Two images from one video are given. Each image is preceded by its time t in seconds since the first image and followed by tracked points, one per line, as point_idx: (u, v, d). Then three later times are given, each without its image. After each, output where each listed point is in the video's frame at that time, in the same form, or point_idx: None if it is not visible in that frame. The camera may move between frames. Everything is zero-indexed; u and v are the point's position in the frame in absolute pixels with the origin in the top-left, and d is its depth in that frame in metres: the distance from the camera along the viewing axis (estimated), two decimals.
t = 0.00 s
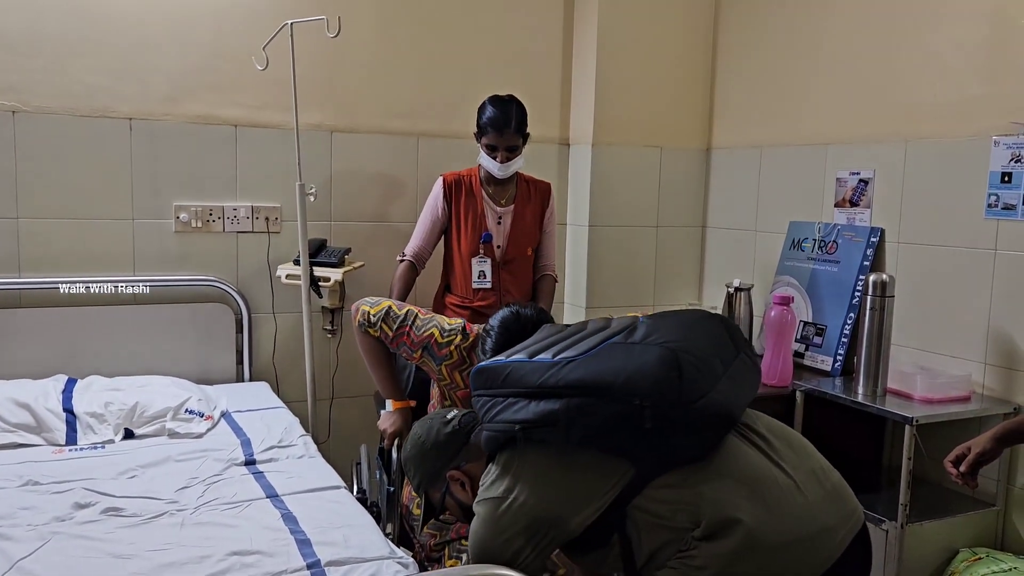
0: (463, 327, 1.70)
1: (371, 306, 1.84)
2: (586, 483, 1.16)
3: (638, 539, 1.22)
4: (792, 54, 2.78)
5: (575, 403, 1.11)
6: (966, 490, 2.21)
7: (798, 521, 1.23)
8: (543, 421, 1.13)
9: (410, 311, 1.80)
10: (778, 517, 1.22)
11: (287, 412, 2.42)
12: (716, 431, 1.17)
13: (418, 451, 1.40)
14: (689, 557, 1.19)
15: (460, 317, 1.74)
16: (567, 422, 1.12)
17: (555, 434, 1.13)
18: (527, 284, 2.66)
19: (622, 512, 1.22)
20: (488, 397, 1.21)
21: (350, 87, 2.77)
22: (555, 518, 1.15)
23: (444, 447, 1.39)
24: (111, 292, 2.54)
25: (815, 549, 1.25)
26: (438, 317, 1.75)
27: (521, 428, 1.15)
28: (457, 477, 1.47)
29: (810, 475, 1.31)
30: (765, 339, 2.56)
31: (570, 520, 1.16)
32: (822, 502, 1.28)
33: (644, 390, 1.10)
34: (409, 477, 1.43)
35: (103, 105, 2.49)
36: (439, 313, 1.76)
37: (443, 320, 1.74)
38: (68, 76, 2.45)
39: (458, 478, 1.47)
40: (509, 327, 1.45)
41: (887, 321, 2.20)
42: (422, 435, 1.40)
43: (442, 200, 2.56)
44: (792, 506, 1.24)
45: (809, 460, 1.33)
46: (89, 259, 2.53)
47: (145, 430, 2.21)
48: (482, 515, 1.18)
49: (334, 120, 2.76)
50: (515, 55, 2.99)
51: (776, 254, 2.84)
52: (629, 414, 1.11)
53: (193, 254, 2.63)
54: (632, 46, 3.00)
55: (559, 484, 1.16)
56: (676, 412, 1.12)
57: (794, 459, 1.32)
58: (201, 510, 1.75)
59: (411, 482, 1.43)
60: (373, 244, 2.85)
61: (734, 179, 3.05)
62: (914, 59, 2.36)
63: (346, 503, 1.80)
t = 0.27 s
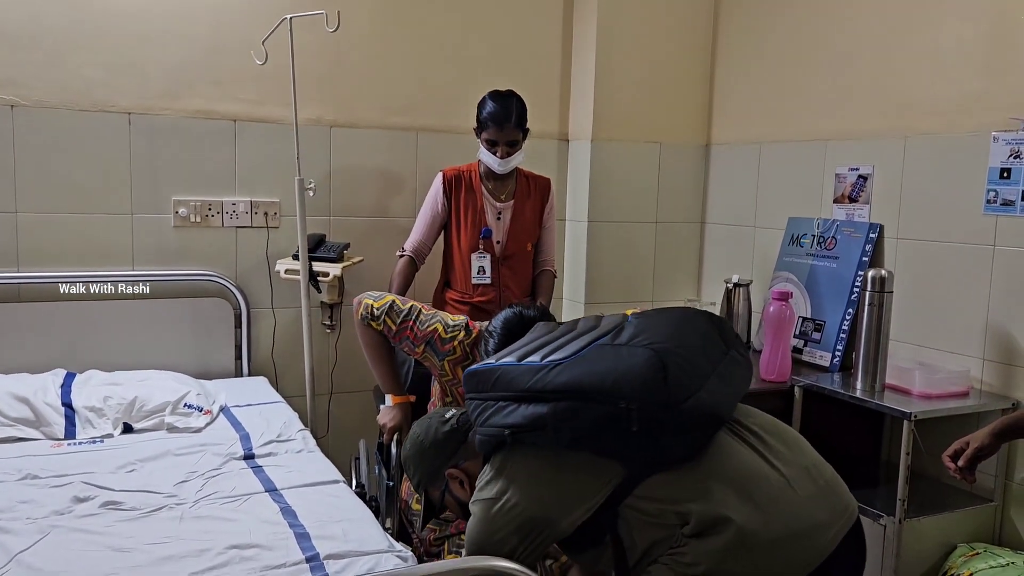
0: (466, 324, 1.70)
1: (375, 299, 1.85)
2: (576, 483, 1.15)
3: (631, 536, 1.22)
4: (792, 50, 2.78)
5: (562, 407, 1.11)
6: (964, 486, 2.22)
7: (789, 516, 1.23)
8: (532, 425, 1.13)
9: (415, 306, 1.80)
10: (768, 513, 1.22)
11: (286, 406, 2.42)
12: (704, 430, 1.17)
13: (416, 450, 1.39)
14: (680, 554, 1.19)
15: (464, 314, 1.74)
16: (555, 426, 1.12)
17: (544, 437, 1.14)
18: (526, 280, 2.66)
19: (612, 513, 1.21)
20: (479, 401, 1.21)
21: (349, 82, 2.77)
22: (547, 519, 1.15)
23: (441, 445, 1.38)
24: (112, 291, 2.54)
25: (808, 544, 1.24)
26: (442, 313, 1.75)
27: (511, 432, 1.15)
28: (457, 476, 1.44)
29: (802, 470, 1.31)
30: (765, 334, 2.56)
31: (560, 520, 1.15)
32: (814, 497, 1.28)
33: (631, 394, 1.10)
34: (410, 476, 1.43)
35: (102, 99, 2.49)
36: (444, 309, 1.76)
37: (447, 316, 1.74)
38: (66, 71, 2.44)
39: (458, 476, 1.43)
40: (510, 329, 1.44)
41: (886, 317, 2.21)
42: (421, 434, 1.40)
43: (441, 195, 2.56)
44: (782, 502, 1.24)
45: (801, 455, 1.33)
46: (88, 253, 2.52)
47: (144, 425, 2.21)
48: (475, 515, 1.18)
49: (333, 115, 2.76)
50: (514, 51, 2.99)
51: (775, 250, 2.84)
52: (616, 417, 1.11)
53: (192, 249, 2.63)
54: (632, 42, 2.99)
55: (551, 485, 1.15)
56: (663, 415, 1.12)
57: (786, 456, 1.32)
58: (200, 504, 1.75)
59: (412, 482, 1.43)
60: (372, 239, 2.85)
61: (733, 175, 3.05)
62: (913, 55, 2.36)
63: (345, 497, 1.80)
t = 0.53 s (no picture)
0: (465, 318, 1.72)
1: (373, 294, 1.84)
2: (574, 476, 1.15)
3: (628, 526, 1.24)
4: (791, 45, 2.78)
5: (557, 397, 1.10)
6: (962, 480, 2.22)
7: (784, 509, 1.23)
8: (527, 416, 1.12)
9: (413, 301, 1.80)
10: (762, 506, 1.22)
11: (285, 401, 2.42)
12: (698, 422, 1.18)
13: (415, 449, 1.39)
14: (674, 546, 1.20)
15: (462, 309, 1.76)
16: (551, 417, 1.11)
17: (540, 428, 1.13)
18: (525, 275, 2.66)
19: (611, 503, 1.23)
20: (475, 394, 1.20)
21: (348, 78, 2.77)
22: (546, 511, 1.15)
23: (440, 443, 1.38)
24: (112, 291, 2.55)
25: (801, 536, 1.25)
26: (441, 308, 1.76)
27: (507, 424, 1.15)
28: (455, 473, 1.39)
29: (797, 462, 1.31)
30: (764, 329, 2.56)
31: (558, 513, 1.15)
32: (810, 490, 1.28)
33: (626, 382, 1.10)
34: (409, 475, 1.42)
35: (100, 93, 2.49)
36: (442, 304, 1.77)
37: (446, 311, 1.75)
38: (64, 65, 2.44)
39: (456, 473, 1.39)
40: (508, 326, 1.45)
41: (885, 311, 2.21)
42: (420, 432, 1.39)
43: (440, 190, 2.56)
44: (778, 495, 1.24)
45: (798, 448, 1.33)
46: (86, 248, 2.52)
47: (143, 419, 2.21)
48: (473, 508, 1.18)
49: (332, 110, 2.76)
50: (513, 46, 2.99)
51: (774, 246, 2.84)
52: (611, 407, 1.10)
53: (191, 244, 2.63)
54: (630, 38, 3.00)
55: (548, 478, 1.15)
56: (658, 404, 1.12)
57: (783, 448, 1.32)
58: (200, 497, 1.75)
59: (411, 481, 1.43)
60: (371, 235, 2.85)
61: (732, 170, 3.05)
62: (912, 50, 2.36)
63: (344, 491, 1.80)
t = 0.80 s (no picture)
0: (462, 311, 1.71)
1: (368, 293, 1.84)
2: (578, 444, 1.17)
3: (629, 509, 1.23)
4: (789, 44, 2.78)
5: (564, 362, 1.12)
6: (960, 478, 2.22)
7: (784, 492, 1.24)
8: (531, 380, 1.13)
9: (409, 298, 1.80)
10: (763, 489, 1.22)
11: (284, 399, 2.41)
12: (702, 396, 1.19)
13: (411, 433, 1.43)
14: (675, 531, 1.21)
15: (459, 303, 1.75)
16: (556, 383, 1.12)
17: (543, 396, 1.13)
18: (523, 274, 2.66)
19: (612, 484, 1.22)
20: (478, 365, 1.21)
21: (347, 76, 2.77)
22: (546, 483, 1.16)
23: (435, 428, 1.41)
24: (112, 291, 2.56)
25: (801, 522, 1.25)
26: (437, 303, 1.76)
27: (510, 390, 1.14)
28: (449, 458, 1.42)
29: (796, 448, 1.32)
30: (762, 327, 2.57)
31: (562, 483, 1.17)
32: (808, 475, 1.29)
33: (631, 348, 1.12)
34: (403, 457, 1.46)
35: (98, 92, 2.48)
36: (438, 299, 1.77)
37: (442, 305, 1.74)
38: (63, 63, 2.44)
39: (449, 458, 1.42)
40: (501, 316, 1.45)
41: (882, 309, 2.21)
42: (416, 417, 1.42)
43: (439, 188, 2.56)
44: (779, 478, 1.24)
45: (795, 435, 1.35)
46: (84, 246, 2.52)
47: (142, 417, 2.21)
48: (474, 476, 1.16)
49: (330, 108, 2.76)
50: (512, 45, 2.99)
51: (772, 245, 2.84)
52: (616, 374, 1.12)
53: (190, 242, 2.63)
54: (629, 37, 3.00)
55: (550, 449, 1.16)
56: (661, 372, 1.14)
57: (782, 435, 1.33)
58: (198, 495, 1.75)
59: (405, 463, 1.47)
60: (369, 233, 2.85)
61: (730, 169, 3.05)
62: (910, 50, 2.37)
63: (343, 488, 1.80)
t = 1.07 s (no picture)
0: (462, 310, 1.69)
1: (367, 296, 1.84)
2: (580, 421, 1.18)
3: (634, 492, 1.20)
4: (787, 45, 2.79)
5: (571, 336, 1.12)
6: (959, 479, 2.22)
7: (790, 478, 1.24)
8: (538, 353, 1.13)
9: (409, 299, 1.79)
10: (769, 475, 1.22)
11: (282, 400, 2.41)
12: (709, 374, 1.19)
13: (406, 419, 1.42)
14: (683, 521, 1.19)
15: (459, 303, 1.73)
16: (563, 357, 1.12)
17: (550, 370, 1.13)
18: (522, 274, 2.66)
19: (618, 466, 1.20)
20: (485, 343, 1.21)
21: (345, 77, 2.77)
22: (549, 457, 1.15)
23: (431, 416, 1.41)
24: (112, 291, 2.57)
25: (807, 510, 1.25)
26: (437, 304, 1.74)
27: (516, 364, 1.14)
28: (445, 447, 1.39)
29: (800, 436, 1.32)
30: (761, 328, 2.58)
31: (564, 460, 1.16)
32: (812, 463, 1.29)
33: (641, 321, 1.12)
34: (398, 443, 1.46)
35: (97, 93, 2.48)
36: (438, 299, 1.75)
37: (442, 305, 1.72)
38: (61, 64, 2.43)
39: (445, 447, 1.38)
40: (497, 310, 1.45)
41: (881, 310, 2.21)
42: (411, 405, 1.42)
43: (437, 188, 2.56)
44: (784, 464, 1.25)
45: (798, 425, 1.35)
46: (82, 248, 2.52)
47: (140, 419, 2.21)
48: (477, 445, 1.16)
49: (329, 109, 2.76)
50: (510, 46, 2.99)
51: (771, 246, 2.84)
52: (625, 348, 1.12)
53: (188, 244, 2.63)
54: (627, 39, 3.00)
55: (554, 426, 1.17)
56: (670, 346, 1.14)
57: (784, 423, 1.33)
58: (197, 497, 1.75)
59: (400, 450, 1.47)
60: (368, 234, 2.84)
61: (729, 171, 3.05)
62: (908, 51, 2.37)
63: (342, 490, 1.80)
